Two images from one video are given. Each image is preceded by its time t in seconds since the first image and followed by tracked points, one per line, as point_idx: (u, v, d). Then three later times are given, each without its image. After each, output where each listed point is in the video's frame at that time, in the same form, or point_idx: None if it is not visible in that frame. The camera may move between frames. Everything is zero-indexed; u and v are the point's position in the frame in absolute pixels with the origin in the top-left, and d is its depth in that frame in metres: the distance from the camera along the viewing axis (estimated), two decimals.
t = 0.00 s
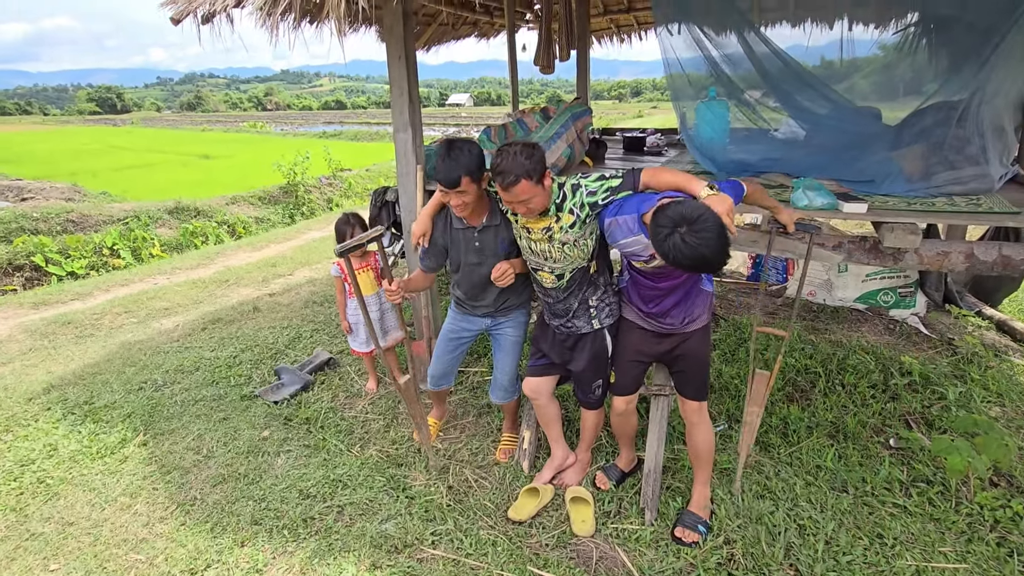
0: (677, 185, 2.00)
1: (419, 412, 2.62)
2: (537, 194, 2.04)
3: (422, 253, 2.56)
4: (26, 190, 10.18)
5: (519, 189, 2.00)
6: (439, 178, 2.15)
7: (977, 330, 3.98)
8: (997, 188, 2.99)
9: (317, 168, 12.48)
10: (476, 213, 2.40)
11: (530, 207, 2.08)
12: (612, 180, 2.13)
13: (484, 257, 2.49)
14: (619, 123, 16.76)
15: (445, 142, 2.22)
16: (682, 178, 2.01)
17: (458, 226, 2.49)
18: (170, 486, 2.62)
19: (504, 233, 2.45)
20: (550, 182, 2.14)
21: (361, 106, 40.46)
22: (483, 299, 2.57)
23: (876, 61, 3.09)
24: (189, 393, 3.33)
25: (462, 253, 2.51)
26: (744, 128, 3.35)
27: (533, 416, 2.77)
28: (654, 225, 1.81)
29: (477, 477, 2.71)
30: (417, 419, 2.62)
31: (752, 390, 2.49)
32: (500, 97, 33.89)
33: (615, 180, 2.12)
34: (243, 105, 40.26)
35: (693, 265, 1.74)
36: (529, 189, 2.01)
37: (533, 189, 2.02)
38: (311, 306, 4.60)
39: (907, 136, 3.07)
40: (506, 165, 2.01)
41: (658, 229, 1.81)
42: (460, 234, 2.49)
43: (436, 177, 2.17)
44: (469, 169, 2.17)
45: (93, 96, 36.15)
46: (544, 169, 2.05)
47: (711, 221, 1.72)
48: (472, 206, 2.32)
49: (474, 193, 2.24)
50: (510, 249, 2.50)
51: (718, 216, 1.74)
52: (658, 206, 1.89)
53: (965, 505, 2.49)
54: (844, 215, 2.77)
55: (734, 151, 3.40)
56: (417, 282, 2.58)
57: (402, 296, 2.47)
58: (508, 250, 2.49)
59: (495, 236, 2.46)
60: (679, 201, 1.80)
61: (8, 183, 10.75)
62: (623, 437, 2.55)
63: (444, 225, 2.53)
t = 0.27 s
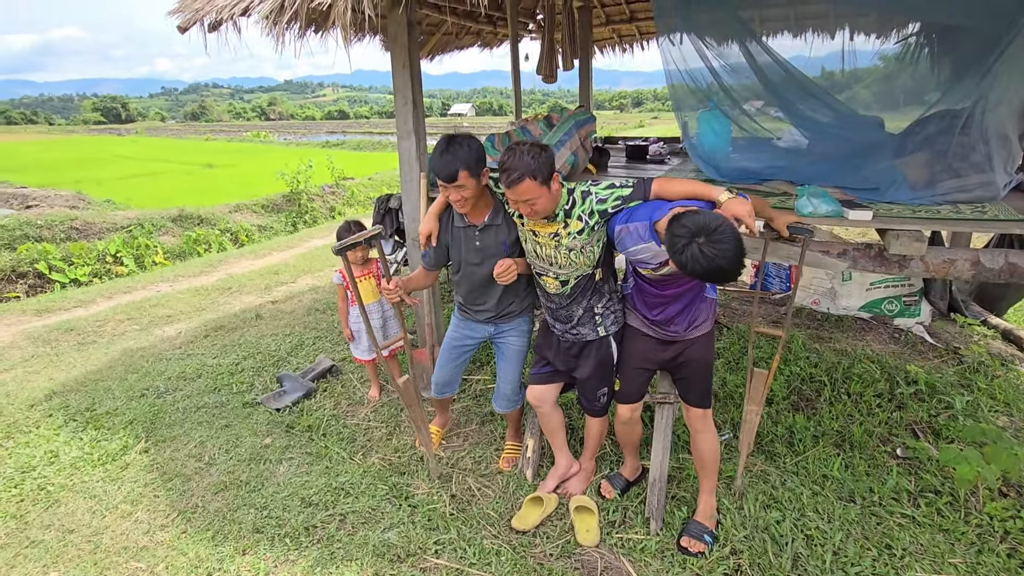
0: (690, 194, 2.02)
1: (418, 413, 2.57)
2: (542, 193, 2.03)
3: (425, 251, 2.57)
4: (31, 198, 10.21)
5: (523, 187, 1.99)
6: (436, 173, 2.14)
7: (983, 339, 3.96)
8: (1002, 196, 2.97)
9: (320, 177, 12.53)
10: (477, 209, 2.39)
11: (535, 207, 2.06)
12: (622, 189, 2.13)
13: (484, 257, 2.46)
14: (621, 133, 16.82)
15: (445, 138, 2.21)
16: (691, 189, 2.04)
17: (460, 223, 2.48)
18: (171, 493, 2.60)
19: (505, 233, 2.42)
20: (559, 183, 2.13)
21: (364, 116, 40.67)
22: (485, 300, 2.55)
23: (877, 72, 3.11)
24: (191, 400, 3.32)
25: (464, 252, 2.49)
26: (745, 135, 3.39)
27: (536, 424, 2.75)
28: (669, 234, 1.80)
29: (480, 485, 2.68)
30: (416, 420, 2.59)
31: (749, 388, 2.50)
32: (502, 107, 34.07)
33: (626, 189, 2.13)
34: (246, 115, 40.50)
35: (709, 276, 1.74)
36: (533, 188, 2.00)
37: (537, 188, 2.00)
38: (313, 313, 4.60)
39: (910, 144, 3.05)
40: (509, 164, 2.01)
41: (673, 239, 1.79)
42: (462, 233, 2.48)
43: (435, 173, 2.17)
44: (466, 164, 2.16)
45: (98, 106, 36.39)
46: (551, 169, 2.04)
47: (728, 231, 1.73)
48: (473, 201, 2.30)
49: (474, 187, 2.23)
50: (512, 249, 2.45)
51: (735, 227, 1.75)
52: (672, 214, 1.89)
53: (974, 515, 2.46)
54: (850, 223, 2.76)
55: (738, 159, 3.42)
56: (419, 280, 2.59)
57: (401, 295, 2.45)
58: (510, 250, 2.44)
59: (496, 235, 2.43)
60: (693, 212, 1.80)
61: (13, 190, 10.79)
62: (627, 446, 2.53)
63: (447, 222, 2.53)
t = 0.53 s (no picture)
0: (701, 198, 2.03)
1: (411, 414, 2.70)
2: (552, 195, 2.01)
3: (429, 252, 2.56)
4: (35, 205, 10.26)
5: (532, 186, 1.97)
6: (439, 173, 2.12)
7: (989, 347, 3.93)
8: (1007, 204, 2.93)
9: (323, 184, 12.57)
10: (482, 211, 2.35)
11: (543, 208, 2.04)
12: (631, 197, 2.13)
13: (489, 258, 2.43)
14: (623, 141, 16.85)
15: (448, 137, 2.17)
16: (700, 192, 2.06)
17: (462, 224, 2.44)
18: (172, 500, 2.58)
19: (509, 234, 2.39)
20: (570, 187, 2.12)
21: (367, 125, 40.88)
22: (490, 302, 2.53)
23: (877, 82, 3.14)
24: (193, 406, 3.31)
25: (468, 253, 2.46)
26: (749, 142, 3.34)
27: (540, 431, 2.73)
28: (677, 239, 1.80)
29: (483, 493, 2.66)
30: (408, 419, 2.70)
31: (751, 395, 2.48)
32: (504, 117, 34.21)
33: (635, 198, 2.12)
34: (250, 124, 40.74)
35: (713, 281, 1.73)
36: (542, 188, 1.98)
37: (546, 189, 1.99)
38: (316, 320, 4.59)
39: (914, 151, 3.04)
40: (521, 162, 2.00)
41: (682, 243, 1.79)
42: (466, 234, 2.44)
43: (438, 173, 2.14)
44: (470, 163, 2.13)
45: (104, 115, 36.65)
46: (563, 172, 2.03)
47: (735, 240, 1.72)
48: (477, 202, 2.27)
49: (478, 187, 2.20)
50: (517, 249, 2.43)
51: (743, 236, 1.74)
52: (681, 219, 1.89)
53: (983, 525, 2.42)
54: (854, 229, 2.74)
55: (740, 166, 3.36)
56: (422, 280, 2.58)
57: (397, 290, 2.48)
58: (515, 250, 2.42)
59: (500, 236, 2.39)
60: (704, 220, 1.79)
61: (18, 198, 10.84)
62: (632, 454, 2.50)
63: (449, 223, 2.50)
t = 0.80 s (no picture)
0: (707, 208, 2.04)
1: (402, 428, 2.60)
2: (561, 195, 2.00)
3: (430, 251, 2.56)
4: (40, 210, 10.29)
5: (541, 185, 1.97)
6: (443, 178, 2.12)
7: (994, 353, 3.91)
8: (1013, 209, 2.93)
9: (326, 190, 12.60)
10: (485, 213, 2.36)
11: (550, 209, 2.02)
12: (638, 205, 2.13)
13: (492, 260, 2.42)
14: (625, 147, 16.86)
15: (451, 139, 2.16)
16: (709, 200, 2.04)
17: (466, 225, 2.44)
18: (174, 506, 2.57)
19: (514, 235, 2.39)
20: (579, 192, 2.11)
21: (370, 132, 41.03)
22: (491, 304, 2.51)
23: (878, 89, 3.13)
24: (195, 411, 3.30)
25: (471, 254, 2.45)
26: (752, 147, 3.34)
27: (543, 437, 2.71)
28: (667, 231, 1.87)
29: (486, 500, 2.65)
30: (400, 432, 2.60)
31: (756, 400, 2.46)
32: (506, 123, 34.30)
33: (642, 205, 2.12)
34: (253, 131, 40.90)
35: (671, 274, 1.82)
36: (552, 186, 1.97)
37: (556, 188, 1.98)
38: (318, 325, 4.58)
39: (917, 157, 3.04)
40: (535, 160, 2.00)
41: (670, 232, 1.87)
42: (469, 235, 2.44)
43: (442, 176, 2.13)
44: (474, 167, 2.13)
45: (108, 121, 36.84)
46: (574, 174, 2.03)
47: (711, 258, 1.78)
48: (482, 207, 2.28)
49: (483, 193, 2.20)
50: (521, 250, 2.42)
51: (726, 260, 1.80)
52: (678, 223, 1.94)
53: (991, 533, 2.40)
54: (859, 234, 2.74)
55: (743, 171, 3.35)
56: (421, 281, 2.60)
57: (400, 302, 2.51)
58: (519, 252, 2.42)
59: (504, 237, 2.39)
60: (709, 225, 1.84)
61: (23, 203, 10.89)
62: (636, 460, 2.49)
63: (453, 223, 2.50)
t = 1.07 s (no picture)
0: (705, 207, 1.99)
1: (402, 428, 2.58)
2: (568, 185, 1.98)
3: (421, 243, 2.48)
4: (43, 212, 10.32)
5: (550, 172, 1.96)
6: (445, 177, 2.10)
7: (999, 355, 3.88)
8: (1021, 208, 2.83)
9: (328, 193, 12.61)
10: (485, 210, 2.32)
11: (555, 199, 2.00)
12: (639, 203, 2.10)
13: (490, 255, 2.38)
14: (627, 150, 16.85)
15: (450, 138, 2.15)
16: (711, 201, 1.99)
17: (463, 220, 2.39)
18: (173, 507, 2.55)
19: (511, 229, 2.36)
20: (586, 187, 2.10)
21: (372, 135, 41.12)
22: (483, 299, 2.44)
23: (880, 92, 3.14)
24: (195, 412, 3.29)
25: (466, 247, 2.39)
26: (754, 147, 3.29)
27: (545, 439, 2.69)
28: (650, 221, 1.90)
29: (487, 502, 2.62)
30: (400, 432, 2.58)
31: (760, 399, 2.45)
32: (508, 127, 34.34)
33: (643, 203, 2.10)
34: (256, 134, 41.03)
35: (636, 261, 1.87)
36: (560, 174, 1.96)
37: (564, 177, 1.96)
38: (319, 327, 4.57)
39: (922, 157, 3.03)
40: (545, 149, 1.99)
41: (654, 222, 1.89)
42: (465, 228, 2.38)
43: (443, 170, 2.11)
44: (475, 165, 2.11)
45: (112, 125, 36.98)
46: (583, 167, 2.01)
47: (674, 255, 1.78)
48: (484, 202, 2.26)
49: (485, 188, 2.18)
50: (517, 243, 2.40)
51: (692, 261, 1.79)
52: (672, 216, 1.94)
53: (999, 537, 2.37)
54: (864, 233, 2.71)
55: (745, 170, 3.29)
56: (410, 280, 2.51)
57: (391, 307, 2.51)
58: (515, 246, 2.39)
59: (501, 231, 2.35)
60: (692, 226, 1.84)
61: (27, 205, 10.92)
62: (639, 462, 2.46)
63: (448, 218, 2.43)
